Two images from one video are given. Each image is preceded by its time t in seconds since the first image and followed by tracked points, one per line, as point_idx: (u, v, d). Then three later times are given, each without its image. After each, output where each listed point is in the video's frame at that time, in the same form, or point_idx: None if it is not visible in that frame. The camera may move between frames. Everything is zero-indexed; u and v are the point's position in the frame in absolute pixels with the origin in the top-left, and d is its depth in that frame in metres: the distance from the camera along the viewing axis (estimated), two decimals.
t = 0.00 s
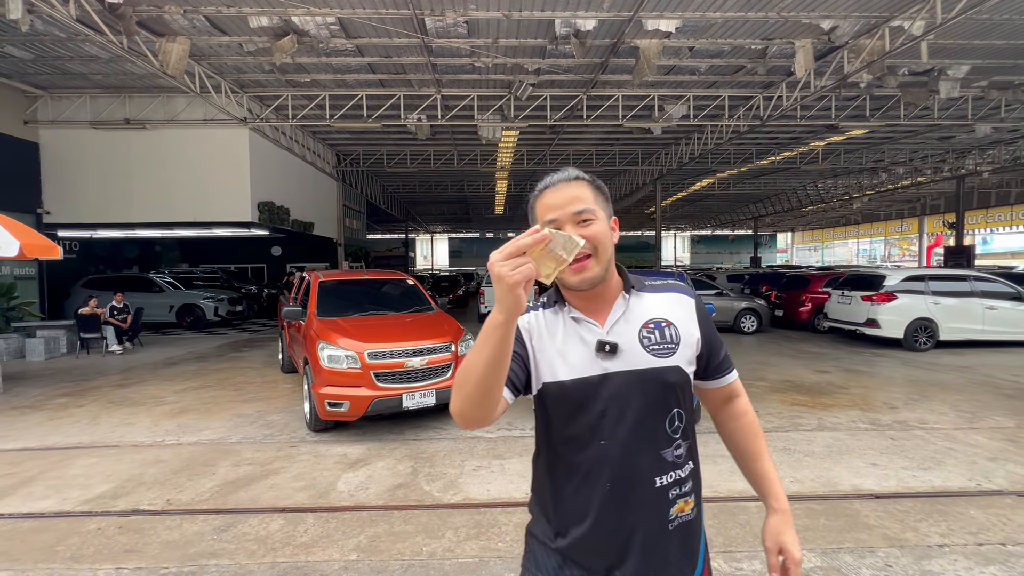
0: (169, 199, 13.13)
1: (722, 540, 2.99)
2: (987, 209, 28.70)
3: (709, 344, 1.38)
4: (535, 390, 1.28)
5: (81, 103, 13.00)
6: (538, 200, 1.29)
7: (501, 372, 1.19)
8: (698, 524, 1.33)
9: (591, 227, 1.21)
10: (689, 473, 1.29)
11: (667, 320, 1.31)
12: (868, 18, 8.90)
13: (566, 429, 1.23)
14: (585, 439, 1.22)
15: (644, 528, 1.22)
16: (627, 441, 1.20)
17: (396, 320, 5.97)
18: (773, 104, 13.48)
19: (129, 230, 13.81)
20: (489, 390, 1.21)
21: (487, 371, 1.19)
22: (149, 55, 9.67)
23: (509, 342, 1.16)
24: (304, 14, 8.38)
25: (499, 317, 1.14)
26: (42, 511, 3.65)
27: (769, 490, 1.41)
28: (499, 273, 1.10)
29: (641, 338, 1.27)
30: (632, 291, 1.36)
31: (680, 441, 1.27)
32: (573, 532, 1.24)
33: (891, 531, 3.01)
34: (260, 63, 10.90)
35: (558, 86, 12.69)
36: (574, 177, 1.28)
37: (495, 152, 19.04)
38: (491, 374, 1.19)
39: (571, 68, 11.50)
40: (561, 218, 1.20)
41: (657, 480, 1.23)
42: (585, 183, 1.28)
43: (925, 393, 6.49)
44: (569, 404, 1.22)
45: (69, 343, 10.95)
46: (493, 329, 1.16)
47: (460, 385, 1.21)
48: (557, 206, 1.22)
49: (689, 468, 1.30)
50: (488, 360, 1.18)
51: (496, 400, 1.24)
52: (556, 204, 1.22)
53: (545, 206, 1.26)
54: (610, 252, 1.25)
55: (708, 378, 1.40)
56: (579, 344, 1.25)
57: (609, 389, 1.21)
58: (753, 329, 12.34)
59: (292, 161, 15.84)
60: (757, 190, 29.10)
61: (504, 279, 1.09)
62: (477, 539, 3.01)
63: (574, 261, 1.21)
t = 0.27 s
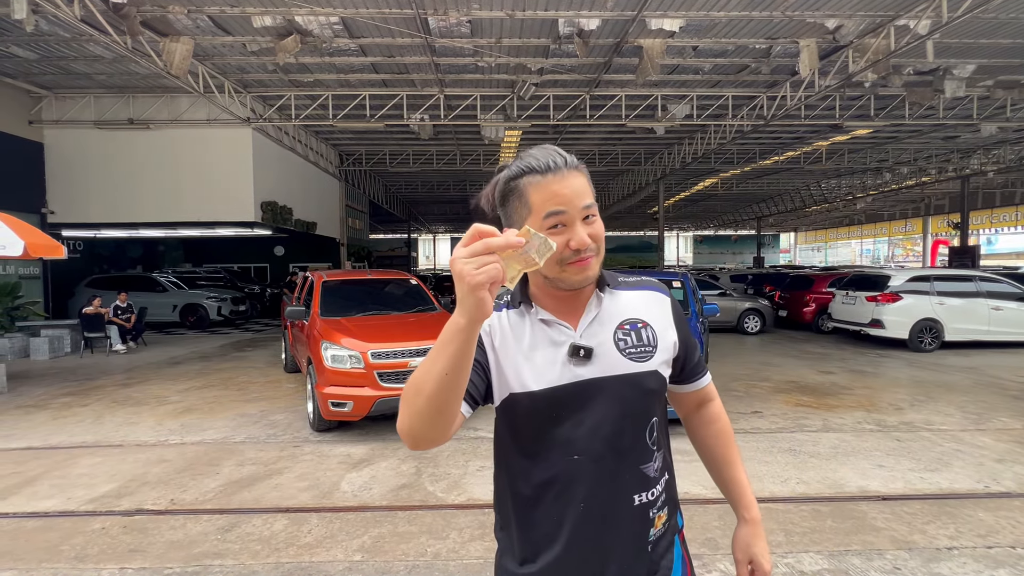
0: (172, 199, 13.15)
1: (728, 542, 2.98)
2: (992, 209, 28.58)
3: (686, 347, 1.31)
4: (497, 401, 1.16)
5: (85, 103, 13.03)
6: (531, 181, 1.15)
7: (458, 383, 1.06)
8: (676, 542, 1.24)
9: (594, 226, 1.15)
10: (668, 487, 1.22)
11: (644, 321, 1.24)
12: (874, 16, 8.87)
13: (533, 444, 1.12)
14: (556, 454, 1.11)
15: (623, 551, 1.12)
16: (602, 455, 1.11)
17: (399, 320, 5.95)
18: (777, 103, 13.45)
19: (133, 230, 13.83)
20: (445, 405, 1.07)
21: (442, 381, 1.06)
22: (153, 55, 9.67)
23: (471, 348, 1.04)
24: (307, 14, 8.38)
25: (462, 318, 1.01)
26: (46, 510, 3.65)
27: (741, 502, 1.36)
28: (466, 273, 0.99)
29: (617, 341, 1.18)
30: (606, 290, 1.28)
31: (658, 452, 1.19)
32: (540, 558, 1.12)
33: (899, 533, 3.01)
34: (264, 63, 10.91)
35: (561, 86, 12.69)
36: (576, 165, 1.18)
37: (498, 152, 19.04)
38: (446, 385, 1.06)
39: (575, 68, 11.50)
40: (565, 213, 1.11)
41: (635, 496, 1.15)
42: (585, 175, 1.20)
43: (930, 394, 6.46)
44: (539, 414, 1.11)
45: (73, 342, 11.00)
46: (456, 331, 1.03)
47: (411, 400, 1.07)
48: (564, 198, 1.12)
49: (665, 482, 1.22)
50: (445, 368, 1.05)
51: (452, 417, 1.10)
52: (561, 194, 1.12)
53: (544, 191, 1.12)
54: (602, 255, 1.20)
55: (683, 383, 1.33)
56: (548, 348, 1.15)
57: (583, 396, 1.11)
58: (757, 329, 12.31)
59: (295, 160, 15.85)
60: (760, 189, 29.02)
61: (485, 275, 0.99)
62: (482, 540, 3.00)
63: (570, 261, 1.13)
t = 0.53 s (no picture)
0: (176, 199, 13.19)
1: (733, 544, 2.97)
2: (998, 209, 28.41)
3: (695, 357, 1.30)
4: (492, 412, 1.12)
5: (90, 104, 13.08)
6: (538, 160, 1.13)
7: (448, 392, 1.01)
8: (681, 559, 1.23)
9: (600, 219, 1.12)
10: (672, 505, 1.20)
11: (654, 329, 1.23)
12: (879, 16, 8.82)
13: (533, 464, 1.10)
14: (557, 475, 1.09)
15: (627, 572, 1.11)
16: (606, 475, 1.09)
17: (402, 320, 5.94)
18: (781, 103, 13.40)
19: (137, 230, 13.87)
20: (432, 415, 1.02)
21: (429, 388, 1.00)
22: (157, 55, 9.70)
23: (463, 353, 0.99)
24: (310, 14, 8.39)
25: (452, 314, 0.96)
26: (51, 509, 3.66)
27: (739, 518, 1.33)
28: (456, 262, 0.94)
29: (626, 351, 1.17)
30: (614, 294, 1.25)
31: (662, 470, 1.18)
32: None
33: (905, 535, 3.00)
34: (267, 63, 10.92)
35: (564, 86, 12.67)
36: (589, 151, 1.16)
37: (501, 152, 19.02)
38: (434, 395, 1.00)
39: (578, 68, 11.48)
40: (568, 200, 1.09)
41: (641, 518, 1.13)
42: (597, 162, 1.18)
43: (935, 395, 6.43)
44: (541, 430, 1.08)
45: (77, 341, 11.06)
46: (445, 329, 0.99)
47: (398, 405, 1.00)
48: (571, 182, 1.09)
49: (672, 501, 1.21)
50: (432, 373, 0.99)
51: (440, 427, 1.05)
52: (567, 178, 1.10)
53: (550, 172, 1.10)
54: (610, 251, 1.17)
55: (690, 394, 1.31)
56: (552, 356, 1.12)
57: (588, 413, 1.09)
58: (760, 330, 12.28)
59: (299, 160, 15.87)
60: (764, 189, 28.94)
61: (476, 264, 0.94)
62: (485, 541, 3.00)
63: (566, 253, 1.10)
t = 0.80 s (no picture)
0: (180, 199, 13.25)
1: (735, 545, 2.95)
2: (1003, 210, 28.24)
3: (735, 362, 1.28)
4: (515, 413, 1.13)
5: (95, 104, 13.14)
6: (550, 157, 1.19)
7: (454, 396, 1.04)
8: None
9: (618, 200, 1.13)
10: (709, 522, 1.16)
11: (689, 331, 1.22)
12: (884, 15, 8.79)
13: (561, 471, 1.09)
14: (587, 482, 1.07)
15: None
16: (637, 485, 1.07)
17: (405, 320, 5.95)
18: (785, 103, 13.35)
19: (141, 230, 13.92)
20: (441, 416, 1.05)
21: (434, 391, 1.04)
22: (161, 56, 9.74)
23: (470, 354, 1.03)
24: (314, 14, 8.41)
25: (461, 314, 1.00)
26: (55, 507, 3.68)
27: (791, 540, 1.30)
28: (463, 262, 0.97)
29: (658, 352, 1.16)
30: (645, 293, 1.26)
31: (701, 483, 1.15)
32: None
33: (909, 538, 2.98)
34: (271, 63, 10.95)
35: (567, 86, 12.65)
36: (601, 137, 1.19)
37: (504, 152, 19.02)
38: (441, 397, 1.04)
39: (581, 68, 11.47)
40: (582, 181, 1.12)
41: (676, 534, 1.09)
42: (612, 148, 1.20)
43: (940, 396, 6.40)
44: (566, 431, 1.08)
45: (82, 340, 11.13)
46: (454, 329, 1.02)
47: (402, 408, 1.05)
48: (584, 166, 1.13)
49: (711, 519, 1.17)
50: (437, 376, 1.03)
51: (448, 429, 1.08)
52: (578, 165, 1.13)
53: (562, 163, 1.15)
54: (634, 236, 1.17)
55: (734, 402, 1.29)
56: (580, 356, 1.13)
57: (618, 416, 1.09)
58: (764, 330, 12.25)
59: (302, 160, 15.91)
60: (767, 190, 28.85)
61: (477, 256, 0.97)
62: (487, 541, 3.00)
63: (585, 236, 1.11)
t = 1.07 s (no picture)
0: (191, 199, 13.38)
1: (739, 547, 2.95)
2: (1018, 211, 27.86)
3: (692, 359, 1.24)
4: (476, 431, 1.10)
5: (108, 104, 13.30)
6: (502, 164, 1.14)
7: (426, 412, 0.98)
8: None
9: (557, 215, 1.03)
10: (677, 526, 1.16)
11: (645, 332, 1.19)
12: (895, 14, 8.71)
13: (527, 486, 1.06)
14: (553, 496, 1.04)
15: None
16: (603, 494, 1.05)
17: (411, 320, 5.99)
18: (795, 103, 13.27)
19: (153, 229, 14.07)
20: (405, 433, 0.97)
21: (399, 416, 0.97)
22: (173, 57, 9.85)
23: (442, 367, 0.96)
24: (322, 16, 8.48)
25: (435, 316, 0.94)
26: (67, 502, 3.75)
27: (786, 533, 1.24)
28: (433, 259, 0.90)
29: (616, 357, 1.13)
30: (598, 298, 1.22)
31: (667, 486, 1.13)
32: None
33: (916, 543, 2.97)
34: (281, 64, 11.03)
35: (575, 86, 12.65)
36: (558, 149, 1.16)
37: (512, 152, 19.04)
38: (408, 417, 0.97)
39: (589, 68, 11.47)
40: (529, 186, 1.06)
41: (645, 541, 1.07)
42: (563, 159, 1.15)
43: (951, 400, 6.33)
44: (530, 445, 1.06)
45: (94, 338, 11.28)
46: (428, 333, 0.95)
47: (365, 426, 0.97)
48: (531, 172, 1.07)
49: (677, 522, 1.16)
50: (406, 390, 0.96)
51: (413, 449, 1.00)
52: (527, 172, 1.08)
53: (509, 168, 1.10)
54: (577, 244, 1.08)
55: (693, 399, 1.26)
56: (535, 368, 1.10)
57: (580, 426, 1.06)
58: (772, 332, 12.19)
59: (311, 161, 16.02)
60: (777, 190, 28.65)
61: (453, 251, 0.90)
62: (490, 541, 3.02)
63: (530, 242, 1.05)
